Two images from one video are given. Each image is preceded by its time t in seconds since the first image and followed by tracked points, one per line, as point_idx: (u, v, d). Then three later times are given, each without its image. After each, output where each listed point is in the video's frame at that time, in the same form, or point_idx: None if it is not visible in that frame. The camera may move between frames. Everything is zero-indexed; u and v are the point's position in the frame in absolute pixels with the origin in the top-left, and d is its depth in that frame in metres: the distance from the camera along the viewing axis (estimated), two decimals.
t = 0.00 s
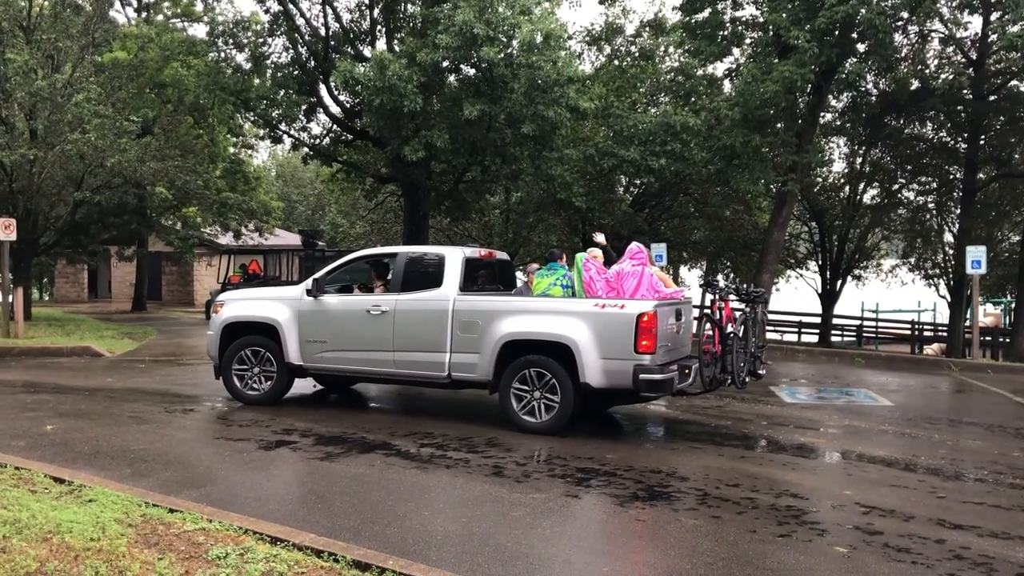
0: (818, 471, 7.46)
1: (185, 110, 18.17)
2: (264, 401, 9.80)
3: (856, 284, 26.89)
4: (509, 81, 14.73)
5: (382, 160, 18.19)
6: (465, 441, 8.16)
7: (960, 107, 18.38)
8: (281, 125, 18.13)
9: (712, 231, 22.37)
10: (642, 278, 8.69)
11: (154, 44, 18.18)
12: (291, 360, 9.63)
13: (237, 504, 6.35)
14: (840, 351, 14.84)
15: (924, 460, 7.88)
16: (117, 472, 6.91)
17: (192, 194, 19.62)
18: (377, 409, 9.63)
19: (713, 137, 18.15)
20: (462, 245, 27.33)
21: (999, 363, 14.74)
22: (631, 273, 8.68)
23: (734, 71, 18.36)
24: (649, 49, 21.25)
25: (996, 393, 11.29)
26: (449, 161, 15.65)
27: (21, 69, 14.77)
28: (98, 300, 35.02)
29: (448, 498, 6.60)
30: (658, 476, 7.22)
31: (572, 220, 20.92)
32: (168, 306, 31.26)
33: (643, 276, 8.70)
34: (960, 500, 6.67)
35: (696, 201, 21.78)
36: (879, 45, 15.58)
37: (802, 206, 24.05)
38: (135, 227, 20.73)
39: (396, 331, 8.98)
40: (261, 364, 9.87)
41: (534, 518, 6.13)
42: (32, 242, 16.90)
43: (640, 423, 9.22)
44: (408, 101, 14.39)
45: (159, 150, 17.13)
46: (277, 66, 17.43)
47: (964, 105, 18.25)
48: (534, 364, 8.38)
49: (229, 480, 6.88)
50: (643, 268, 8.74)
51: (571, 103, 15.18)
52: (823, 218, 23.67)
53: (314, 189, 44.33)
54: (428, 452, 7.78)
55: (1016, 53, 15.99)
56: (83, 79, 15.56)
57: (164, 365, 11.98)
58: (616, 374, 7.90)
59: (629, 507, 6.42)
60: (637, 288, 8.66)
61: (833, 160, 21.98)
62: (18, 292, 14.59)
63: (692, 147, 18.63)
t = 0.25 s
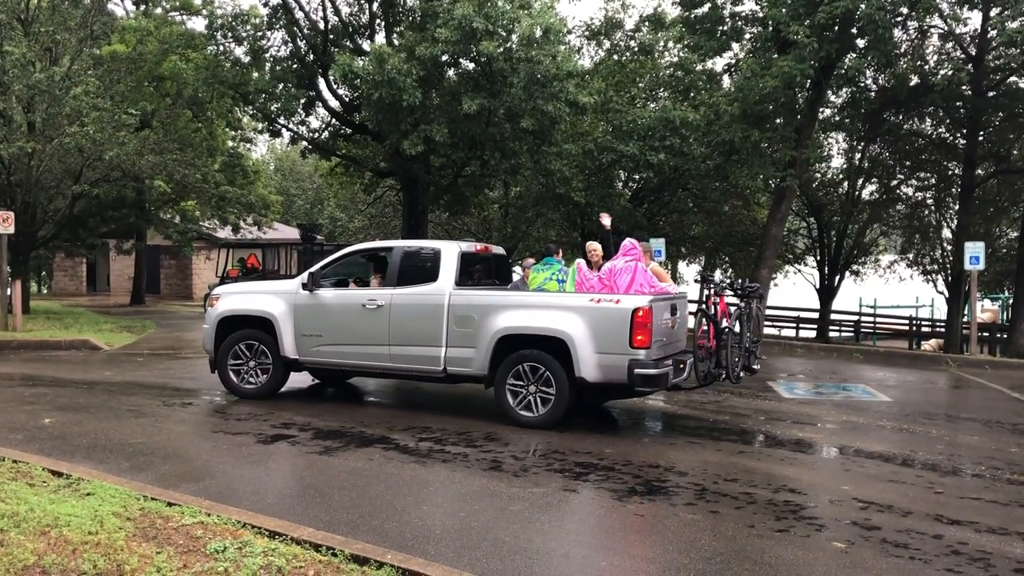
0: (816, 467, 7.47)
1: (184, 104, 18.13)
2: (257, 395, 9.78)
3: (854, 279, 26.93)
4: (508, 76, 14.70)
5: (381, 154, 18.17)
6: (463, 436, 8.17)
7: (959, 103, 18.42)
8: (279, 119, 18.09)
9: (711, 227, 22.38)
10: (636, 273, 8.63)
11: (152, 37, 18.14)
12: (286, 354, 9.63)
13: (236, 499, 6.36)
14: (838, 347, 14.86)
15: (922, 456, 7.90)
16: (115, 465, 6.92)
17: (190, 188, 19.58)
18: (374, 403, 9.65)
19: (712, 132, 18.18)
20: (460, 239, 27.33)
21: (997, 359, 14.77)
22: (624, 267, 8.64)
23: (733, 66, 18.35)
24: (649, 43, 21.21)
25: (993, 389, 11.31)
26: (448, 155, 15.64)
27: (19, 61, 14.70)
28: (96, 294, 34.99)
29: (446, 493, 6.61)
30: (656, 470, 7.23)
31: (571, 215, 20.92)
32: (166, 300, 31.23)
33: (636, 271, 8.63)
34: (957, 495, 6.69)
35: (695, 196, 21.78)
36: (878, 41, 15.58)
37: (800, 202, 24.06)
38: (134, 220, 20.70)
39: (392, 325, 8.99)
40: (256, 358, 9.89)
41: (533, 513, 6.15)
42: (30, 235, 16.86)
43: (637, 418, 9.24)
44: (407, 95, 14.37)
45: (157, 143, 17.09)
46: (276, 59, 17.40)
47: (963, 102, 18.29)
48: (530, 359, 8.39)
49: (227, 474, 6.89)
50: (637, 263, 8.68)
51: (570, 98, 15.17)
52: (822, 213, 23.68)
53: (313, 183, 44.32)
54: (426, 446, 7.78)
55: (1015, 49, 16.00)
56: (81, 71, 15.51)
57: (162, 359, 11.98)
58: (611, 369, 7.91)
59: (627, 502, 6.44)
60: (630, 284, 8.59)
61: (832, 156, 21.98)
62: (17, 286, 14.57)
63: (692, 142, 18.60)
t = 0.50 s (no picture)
0: (816, 464, 7.48)
1: (183, 101, 18.11)
2: (255, 392, 9.78)
3: (854, 277, 26.95)
4: (508, 73, 14.69)
5: (381, 152, 18.17)
6: (463, 433, 8.16)
7: (959, 101, 18.35)
8: (279, 116, 18.09)
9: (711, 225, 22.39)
10: (631, 271, 8.71)
11: (152, 35, 18.14)
12: (283, 351, 9.64)
13: (236, 496, 6.38)
14: (837, 344, 14.87)
15: (922, 453, 7.91)
16: (116, 462, 6.92)
17: (190, 186, 19.57)
18: (373, 401, 9.65)
19: (711, 131, 18.22)
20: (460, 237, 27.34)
21: (997, 357, 14.79)
22: (619, 265, 8.70)
23: (733, 64, 18.35)
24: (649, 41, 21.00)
25: (992, 386, 11.33)
26: (448, 153, 15.65)
27: (19, 59, 14.63)
28: (96, 292, 34.97)
29: (447, 490, 6.62)
30: (656, 468, 7.24)
31: (570, 213, 20.92)
32: (165, 298, 31.23)
33: (631, 270, 8.71)
34: (957, 493, 6.70)
35: (695, 194, 21.79)
36: (878, 39, 15.59)
37: (800, 200, 24.09)
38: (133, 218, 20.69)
39: (388, 322, 9.00)
40: (252, 357, 9.89)
41: (533, 510, 6.17)
42: (30, 233, 16.85)
43: (637, 415, 9.24)
44: (407, 92, 14.36)
45: (157, 140, 17.09)
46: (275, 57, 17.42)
47: (963, 100, 18.24)
48: (526, 357, 8.39)
49: (228, 471, 6.91)
50: (631, 261, 8.75)
51: (570, 95, 15.19)
52: (822, 211, 23.69)
53: (313, 181, 44.33)
54: (427, 444, 7.78)
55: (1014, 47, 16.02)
56: (81, 69, 15.49)
57: (162, 356, 11.97)
58: (607, 366, 7.91)
59: (628, 500, 6.45)
60: (625, 282, 8.67)
61: (832, 154, 21.98)
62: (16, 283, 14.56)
63: (691, 140, 18.81)
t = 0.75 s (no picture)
0: (822, 465, 7.46)
1: (187, 105, 18.14)
2: (255, 395, 9.77)
3: (858, 277, 26.91)
4: (511, 75, 14.67)
5: (384, 154, 18.18)
6: (468, 435, 8.15)
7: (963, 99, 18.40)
8: (283, 119, 18.12)
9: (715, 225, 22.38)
10: (628, 271, 8.83)
11: (155, 39, 18.17)
12: (281, 353, 9.64)
13: (242, 500, 6.40)
14: (842, 344, 14.84)
15: (928, 453, 7.89)
16: (121, 467, 6.93)
17: (194, 189, 19.58)
18: (376, 403, 9.65)
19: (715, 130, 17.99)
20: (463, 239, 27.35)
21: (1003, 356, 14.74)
22: (616, 267, 8.80)
23: (735, 64, 18.35)
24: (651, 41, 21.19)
25: (998, 386, 11.30)
26: (451, 154, 15.66)
27: (23, 63, 14.69)
28: (100, 296, 35.03)
29: (452, 493, 6.62)
30: (662, 470, 7.23)
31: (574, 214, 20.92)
32: (170, 301, 31.28)
33: (628, 270, 8.83)
34: (964, 493, 6.68)
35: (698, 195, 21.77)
36: (881, 38, 15.57)
37: (804, 200, 24.06)
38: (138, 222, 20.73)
39: (387, 325, 9.00)
40: (252, 359, 9.89)
41: (538, 513, 6.18)
42: (35, 237, 16.89)
43: (642, 417, 9.22)
44: (410, 95, 14.37)
45: (161, 144, 17.10)
46: (278, 60, 17.44)
47: (967, 98, 18.25)
48: (525, 358, 8.39)
49: (233, 474, 6.93)
50: (628, 262, 8.85)
51: (573, 97, 15.20)
52: (826, 211, 23.66)
53: (317, 184, 44.40)
54: (431, 446, 7.77)
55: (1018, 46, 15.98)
56: (85, 73, 15.51)
57: (167, 360, 11.98)
58: (606, 367, 7.91)
59: (633, 502, 6.45)
60: (623, 283, 8.78)
61: (835, 154, 21.95)
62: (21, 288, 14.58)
63: (696, 141, 18.51)
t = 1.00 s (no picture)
0: (830, 472, 7.45)
1: (192, 115, 18.21)
2: (259, 403, 9.79)
3: (864, 281, 26.85)
4: (515, 83, 14.68)
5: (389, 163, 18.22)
6: (475, 444, 8.15)
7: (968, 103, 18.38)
8: (288, 128, 18.18)
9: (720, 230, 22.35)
10: (626, 279, 8.81)
11: (161, 49, 18.28)
12: (282, 362, 9.67)
13: (250, 510, 6.44)
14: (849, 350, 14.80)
15: (936, 460, 7.87)
16: (129, 478, 6.96)
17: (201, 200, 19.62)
18: (381, 412, 9.68)
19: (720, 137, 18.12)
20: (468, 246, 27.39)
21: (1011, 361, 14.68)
22: (614, 275, 8.78)
23: (739, 69, 18.34)
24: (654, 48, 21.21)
25: (1005, 391, 11.27)
26: (455, 162, 15.68)
27: (29, 75, 14.78)
28: (107, 304, 35.14)
29: (459, 503, 6.65)
30: (669, 478, 7.23)
31: (579, 220, 20.94)
32: (177, 310, 31.37)
33: (626, 278, 8.81)
34: (972, 500, 6.66)
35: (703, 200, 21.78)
36: (885, 42, 15.57)
37: (809, 204, 24.02)
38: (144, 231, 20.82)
39: (387, 333, 9.03)
40: (252, 368, 9.91)
41: (545, 522, 6.19)
42: (42, 247, 16.95)
43: (649, 425, 9.22)
44: (415, 103, 14.40)
45: (167, 155, 17.15)
46: (283, 70, 17.51)
47: (971, 102, 18.24)
48: (524, 365, 8.43)
49: (240, 484, 6.96)
50: (626, 270, 8.84)
51: (577, 104, 15.21)
52: (831, 215, 23.61)
53: (322, 191, 44.52)
54: (438, 455, 7.78)
55: None
56: (91, 84, 15.58)
57: (174, 370, 12.02)
58: (605, 374, 7.95)
59: (640, 511, 6.46)
60: (621, 290, 8.77)
61: (840, 158, 21.91)
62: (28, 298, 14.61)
63: (699, 146, 18.63)
